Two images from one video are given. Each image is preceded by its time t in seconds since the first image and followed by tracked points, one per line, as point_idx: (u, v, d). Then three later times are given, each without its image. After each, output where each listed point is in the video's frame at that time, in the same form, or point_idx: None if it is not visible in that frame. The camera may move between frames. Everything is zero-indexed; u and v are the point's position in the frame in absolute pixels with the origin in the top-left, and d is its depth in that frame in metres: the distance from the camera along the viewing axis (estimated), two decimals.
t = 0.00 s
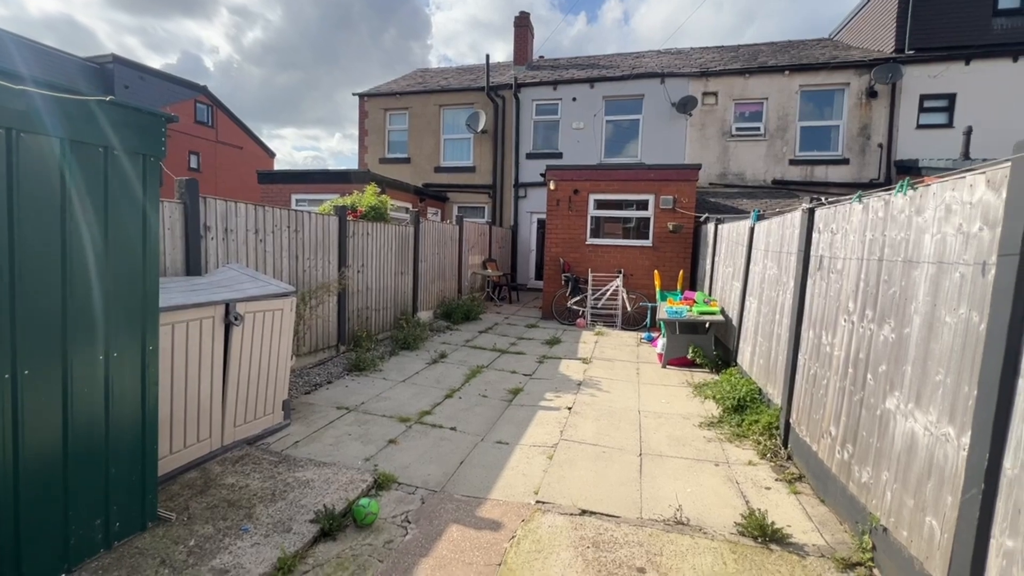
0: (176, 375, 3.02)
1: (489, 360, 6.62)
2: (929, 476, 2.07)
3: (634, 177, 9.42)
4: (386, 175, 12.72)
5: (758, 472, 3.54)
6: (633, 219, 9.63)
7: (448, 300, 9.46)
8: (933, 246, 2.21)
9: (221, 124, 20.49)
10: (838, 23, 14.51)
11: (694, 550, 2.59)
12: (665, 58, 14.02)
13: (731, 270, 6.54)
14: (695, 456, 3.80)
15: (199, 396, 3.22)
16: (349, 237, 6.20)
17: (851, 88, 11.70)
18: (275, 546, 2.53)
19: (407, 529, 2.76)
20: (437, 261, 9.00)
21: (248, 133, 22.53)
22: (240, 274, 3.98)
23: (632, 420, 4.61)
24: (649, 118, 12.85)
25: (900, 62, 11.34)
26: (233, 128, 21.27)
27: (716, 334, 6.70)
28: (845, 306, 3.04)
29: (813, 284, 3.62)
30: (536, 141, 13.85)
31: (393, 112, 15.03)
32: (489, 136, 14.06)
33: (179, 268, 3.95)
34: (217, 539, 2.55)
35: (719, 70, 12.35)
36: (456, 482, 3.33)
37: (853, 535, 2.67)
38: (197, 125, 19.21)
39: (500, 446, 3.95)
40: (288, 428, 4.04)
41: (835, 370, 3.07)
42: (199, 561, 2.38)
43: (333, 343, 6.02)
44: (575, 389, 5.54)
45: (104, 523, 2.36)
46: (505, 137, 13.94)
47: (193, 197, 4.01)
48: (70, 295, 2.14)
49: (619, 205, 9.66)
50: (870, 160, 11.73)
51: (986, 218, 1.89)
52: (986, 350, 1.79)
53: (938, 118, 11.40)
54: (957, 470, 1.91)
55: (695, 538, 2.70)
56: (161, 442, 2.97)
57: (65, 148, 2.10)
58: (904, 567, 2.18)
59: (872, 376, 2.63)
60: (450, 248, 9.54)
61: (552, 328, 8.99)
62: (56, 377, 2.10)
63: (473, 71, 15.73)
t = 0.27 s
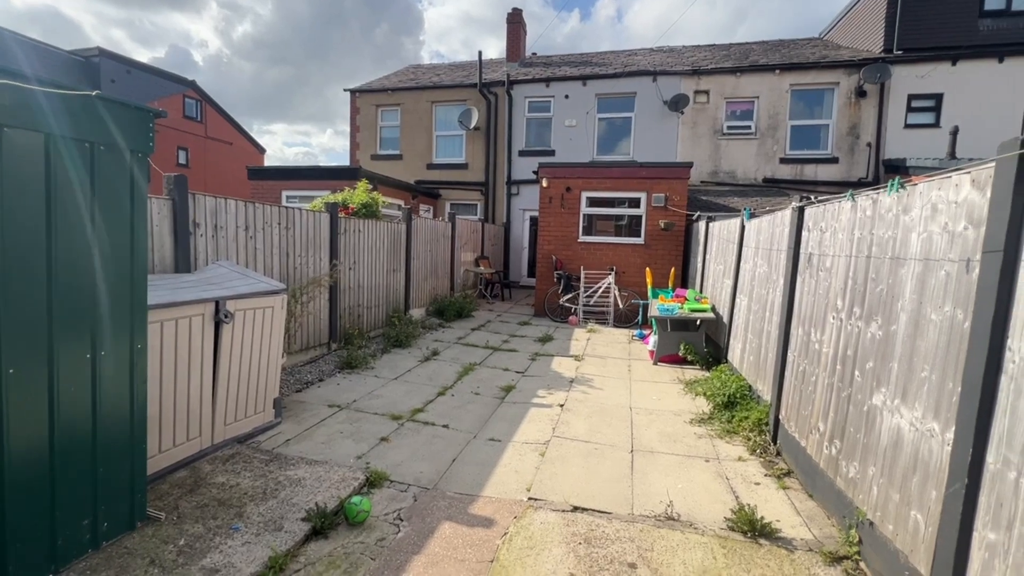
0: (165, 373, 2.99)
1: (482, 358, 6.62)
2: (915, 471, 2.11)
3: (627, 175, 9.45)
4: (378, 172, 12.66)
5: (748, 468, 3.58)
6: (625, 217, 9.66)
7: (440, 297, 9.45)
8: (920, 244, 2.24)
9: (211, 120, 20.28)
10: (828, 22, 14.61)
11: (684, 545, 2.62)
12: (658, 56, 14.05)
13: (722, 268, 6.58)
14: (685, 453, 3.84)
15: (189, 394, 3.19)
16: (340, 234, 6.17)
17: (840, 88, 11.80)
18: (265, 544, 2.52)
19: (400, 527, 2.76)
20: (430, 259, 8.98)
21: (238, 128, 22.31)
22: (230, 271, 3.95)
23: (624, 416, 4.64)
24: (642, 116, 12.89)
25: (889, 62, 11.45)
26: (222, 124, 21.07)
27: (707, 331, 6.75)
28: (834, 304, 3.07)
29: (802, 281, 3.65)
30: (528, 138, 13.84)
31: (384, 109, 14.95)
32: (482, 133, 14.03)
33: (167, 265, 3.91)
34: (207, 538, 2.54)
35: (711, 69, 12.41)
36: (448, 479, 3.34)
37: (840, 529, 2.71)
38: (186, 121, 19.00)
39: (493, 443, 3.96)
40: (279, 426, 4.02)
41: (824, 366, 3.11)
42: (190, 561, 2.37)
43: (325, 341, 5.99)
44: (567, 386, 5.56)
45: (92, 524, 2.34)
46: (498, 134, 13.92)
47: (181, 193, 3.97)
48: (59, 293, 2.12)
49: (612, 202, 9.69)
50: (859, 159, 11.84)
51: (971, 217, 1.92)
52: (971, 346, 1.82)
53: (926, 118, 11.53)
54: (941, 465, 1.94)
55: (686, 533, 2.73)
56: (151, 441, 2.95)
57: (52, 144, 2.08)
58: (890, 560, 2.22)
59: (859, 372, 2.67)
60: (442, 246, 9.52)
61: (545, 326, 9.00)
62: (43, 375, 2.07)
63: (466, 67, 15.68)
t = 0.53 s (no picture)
0: (148, 374, 2.94)
1: (472, 357, 6.60)
2: (899, 467, 2.13)
3: (616, 173, 9.47)
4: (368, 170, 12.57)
5: (736, 465, 3.60)
6: (615, 215, 9.67)
7: (430, 296, 9.41)
8: (904, 243, 2.27)
9: (197, 116, 20.02)
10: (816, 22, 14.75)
11: (673, 543, 2.63)
12: (647, 55, 14.09)
13: (711, 266, 6.62)
14: (674, 450, 3.85)
15: (173, 395, 3.14)
16: (328, 233, 6.11)
17: (827, 87, 11.92)
18: (251, 548, 2.49)
19: (388, 528, 2.74)
20: (419, 257, 8.93)
21: (226, 125, 22.05)
22: (214, 270, 3.89)
23: (614, 415, 4.65)
24: (632, 115, 12.92)
25: (874, 62, 11.59)
26: (209, 120, 20.80)
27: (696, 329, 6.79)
28: (820, 302, 3.10)
29: (789, 280, 3.68)
30: (518, 136, 13.82)
31: (374, 106, 14.85)
32: (472, 131, 13.98)
33: (151, 265, 3.84)
34: (191, 542, 2.50)
35: (700, 68, 12.47)
36: (437, 480, 3.32)
37: (826, 525, 2.74)
38: (172, 117, 18.74)
39: (482, 443, 3.95)
40: (266, 426, 3.98)
41: (810, 364, 3.13)
42: (173, 565, 2.33)
43: (313, 340, 5.94)
44: (557, 384, 5.57)
45: (71, 529, 2.30)
46: (488, 132, 13.88)
47: (165, 190, 3.90)
48: (35, 293, 2.06)
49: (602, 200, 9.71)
50: (846, 158, 11.97)
51: (954, 217, 1.94)
52: (954, 344, 1.84)
53: (910, 118, 11.68)
54: (925, 461, 1.96)
55: (675, 531, 2.74)
56: (133, 444, 2.90)
57: (29, 140, 2.03)
58: (874, 556, 2.24)
59: (845, 370, 2.69)
60: (432, 244, 9.48)
61: (535, 324, 9.00)
62: (19, 378, 2.02)
63: (456, 64, 15.60)
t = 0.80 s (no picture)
0: (131, 376, 2.89)
1: (462, 355, 6.58)
2: (886, 463, 2.16)
3: (606, 172, 9.49)
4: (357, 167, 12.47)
5: (725, 461, 3.63)
6: (605, 214, 9.69)
7: (420, 294, 9.37)
8: (891, 241, 2.29)
9: (181, 113, 19.71)
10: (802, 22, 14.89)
11: (663, 540, 2.64)
12: (637, 54, 14.13)
13: (700, 264, 6.66)
14: (665, 448, 3.87)
15: (157, 397, 3.09)
16: (316, 231, 6.05)
17: (814, 87, 12.04)
18: (238, 551, 2.45)
19: (378, 529, 2.72)
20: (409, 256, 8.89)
21: (211, 122, 21.76)
22: (200, 269, 3.83)
23: (605, 412, 4.66)
24: (621, 114, 12.96)
25: (859, 63, 11.73)
26: (194, 117, 20.52)
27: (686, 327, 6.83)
28: (808, 300, 3.13)
29: (778, 277, 3.71)
30: (508, 134, 13.80)
31: (362, 103, 14.73)
32: (461, 129, 13.93)
33: (134, 264, 3.77)
34: (176, 546, 2.46)
35: (689, 67, 12.54)
36: (428, 480, 3.30)
37: (814, 520, 2.77)
38: (156, 113, 18.45)
39: (473, 442, 3.94)
40: (254, 428, 3.93)
41: (798, 361, 3.16)
42: (157, 571, 2.29)
43: (301, 340, 5.88)
44: (548, 383, 5.57)
45: (51, 535, 2.24)
46: (478, 130, 13.84)
47: (148, 188, 3.83)
48: (11, 294, 2.00)
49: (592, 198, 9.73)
50: (832, 157, 12.10)
51: (939, 215, 1.96)
52: (940, 341, 1.86)
53: (895, 118, 11.84)
54: (911, 457, 1.99)
55: (666, 528, 2.75)
56: (116, 447, 2.84)
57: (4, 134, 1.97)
58: (861, 550, 2.27)
59: (833, 367, 2.72)
60: (422, 242, 9.43)
61: (526, 323, 8.99)
62: None
63: (445, 62, 15.53)
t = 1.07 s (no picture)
0: (112, 380, 2.83)
1: (452, 355, 6.56)
2: (871, 459, 2.18)
3: (595, 171, 9.51)
4: (345, 167, 12.37)
5: (713, 459, 3.65)
6: (594, 213, 9.72)
7: (409, 294, 9.32)
8: (875, 240, 2.32)
9: (165, 111, 19.43)
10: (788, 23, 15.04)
11: (653, 539, 2.64)
12: (625, 53, 14.19)
13: (688, 263, 6.70)
14: (654, 446, 3.89)
15: (139, 401, 3.04)
16: (303, 231, 5.99)
17: (799, 87, 12.17)
18: (223, 558, 2.42)
19: (366, 532, 2.70)
20: (398, 256, 8.84)
21: (196, 120, 21.46)
22: (183, 271, 3.77)
23: (594, 412, 4.67)
24: (610, 113, 13.00)
25: (843, 63, 11.88)
26: (178, 115, 20.22)
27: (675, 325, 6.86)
28: (794, 298, 3.15)
29: (765, 276, 3.74)
30: (497, 133, 13.77)
31: (350, 102, 14.62)
32: (450, 128, 13.88)
33: (114, 265, 3.69)
34: (159, 554, 2.42)
35: (677, 67, 12.60)
36: (417, 482, 3.28)
37: (801, 517, 2.79)
38: (138, 111, 18.15)
39: (463, 443, 3.92)
40: (239, 431, 3.88)
41: (785, 359, 3.18)
42: None
43: (288, 341, 5.82)
44: (538, 382, 5.57)
45: (29, 545, 2.18)
46: (467, 129, 13.79)
47: (128, 187, 3.76)
48: None
49: (580, 198, 9.75)
50: (817, 156, 12.24)
51: (922, 214, 1.98)
52: (923, 339, 1.88)
53: (878, 117, 12.00)
54: (895, 453, 2.01)
55: (655, 527, 2.76)
56: (96, 453, 2.78)
57: None
58: (847, 546, 2.29)
59: (819, 365, 2.74)
60: (411, 242, 9.38)
61: (515, 322, 8.98)
62: None
63: (434, 60, 15.46)
